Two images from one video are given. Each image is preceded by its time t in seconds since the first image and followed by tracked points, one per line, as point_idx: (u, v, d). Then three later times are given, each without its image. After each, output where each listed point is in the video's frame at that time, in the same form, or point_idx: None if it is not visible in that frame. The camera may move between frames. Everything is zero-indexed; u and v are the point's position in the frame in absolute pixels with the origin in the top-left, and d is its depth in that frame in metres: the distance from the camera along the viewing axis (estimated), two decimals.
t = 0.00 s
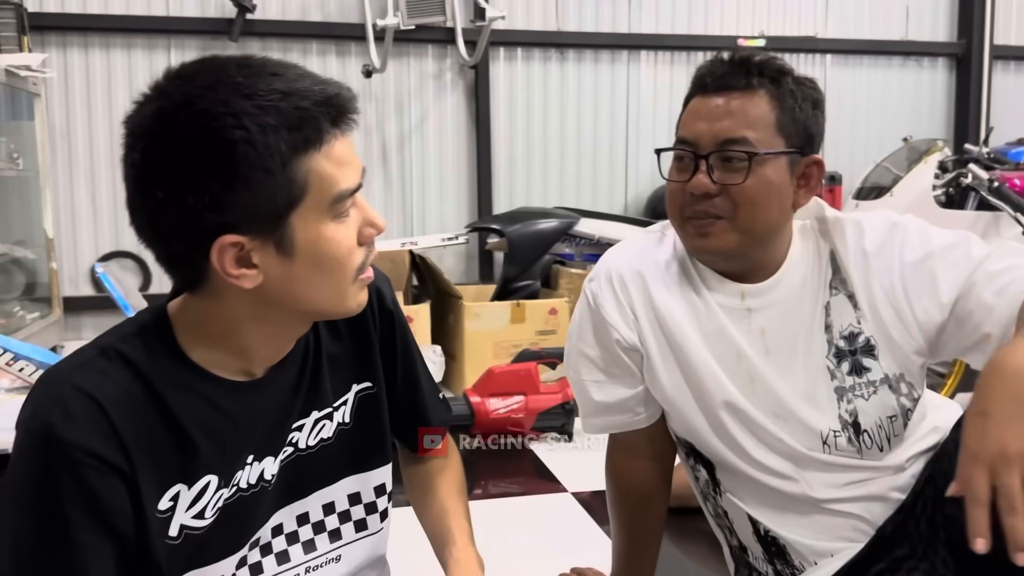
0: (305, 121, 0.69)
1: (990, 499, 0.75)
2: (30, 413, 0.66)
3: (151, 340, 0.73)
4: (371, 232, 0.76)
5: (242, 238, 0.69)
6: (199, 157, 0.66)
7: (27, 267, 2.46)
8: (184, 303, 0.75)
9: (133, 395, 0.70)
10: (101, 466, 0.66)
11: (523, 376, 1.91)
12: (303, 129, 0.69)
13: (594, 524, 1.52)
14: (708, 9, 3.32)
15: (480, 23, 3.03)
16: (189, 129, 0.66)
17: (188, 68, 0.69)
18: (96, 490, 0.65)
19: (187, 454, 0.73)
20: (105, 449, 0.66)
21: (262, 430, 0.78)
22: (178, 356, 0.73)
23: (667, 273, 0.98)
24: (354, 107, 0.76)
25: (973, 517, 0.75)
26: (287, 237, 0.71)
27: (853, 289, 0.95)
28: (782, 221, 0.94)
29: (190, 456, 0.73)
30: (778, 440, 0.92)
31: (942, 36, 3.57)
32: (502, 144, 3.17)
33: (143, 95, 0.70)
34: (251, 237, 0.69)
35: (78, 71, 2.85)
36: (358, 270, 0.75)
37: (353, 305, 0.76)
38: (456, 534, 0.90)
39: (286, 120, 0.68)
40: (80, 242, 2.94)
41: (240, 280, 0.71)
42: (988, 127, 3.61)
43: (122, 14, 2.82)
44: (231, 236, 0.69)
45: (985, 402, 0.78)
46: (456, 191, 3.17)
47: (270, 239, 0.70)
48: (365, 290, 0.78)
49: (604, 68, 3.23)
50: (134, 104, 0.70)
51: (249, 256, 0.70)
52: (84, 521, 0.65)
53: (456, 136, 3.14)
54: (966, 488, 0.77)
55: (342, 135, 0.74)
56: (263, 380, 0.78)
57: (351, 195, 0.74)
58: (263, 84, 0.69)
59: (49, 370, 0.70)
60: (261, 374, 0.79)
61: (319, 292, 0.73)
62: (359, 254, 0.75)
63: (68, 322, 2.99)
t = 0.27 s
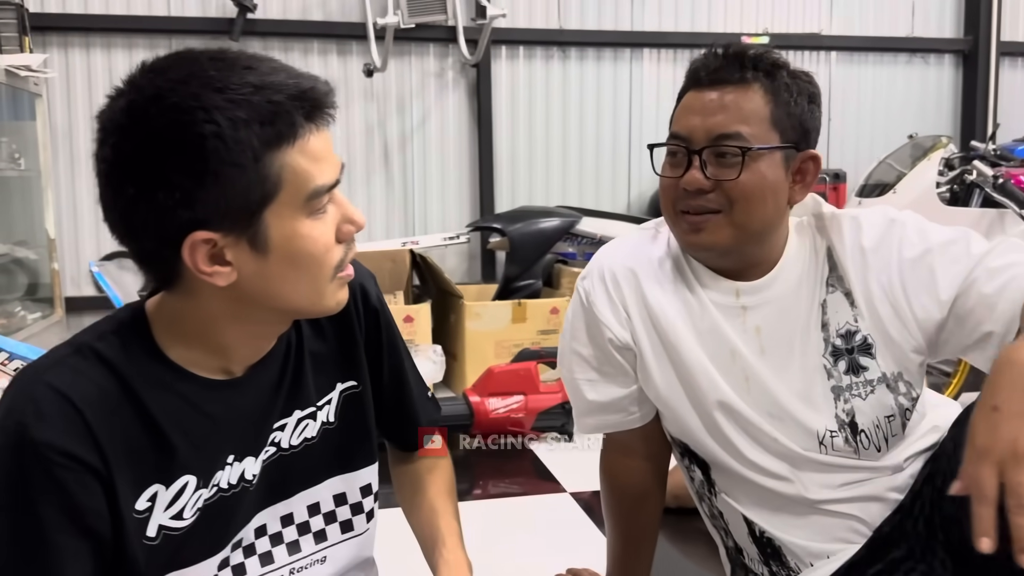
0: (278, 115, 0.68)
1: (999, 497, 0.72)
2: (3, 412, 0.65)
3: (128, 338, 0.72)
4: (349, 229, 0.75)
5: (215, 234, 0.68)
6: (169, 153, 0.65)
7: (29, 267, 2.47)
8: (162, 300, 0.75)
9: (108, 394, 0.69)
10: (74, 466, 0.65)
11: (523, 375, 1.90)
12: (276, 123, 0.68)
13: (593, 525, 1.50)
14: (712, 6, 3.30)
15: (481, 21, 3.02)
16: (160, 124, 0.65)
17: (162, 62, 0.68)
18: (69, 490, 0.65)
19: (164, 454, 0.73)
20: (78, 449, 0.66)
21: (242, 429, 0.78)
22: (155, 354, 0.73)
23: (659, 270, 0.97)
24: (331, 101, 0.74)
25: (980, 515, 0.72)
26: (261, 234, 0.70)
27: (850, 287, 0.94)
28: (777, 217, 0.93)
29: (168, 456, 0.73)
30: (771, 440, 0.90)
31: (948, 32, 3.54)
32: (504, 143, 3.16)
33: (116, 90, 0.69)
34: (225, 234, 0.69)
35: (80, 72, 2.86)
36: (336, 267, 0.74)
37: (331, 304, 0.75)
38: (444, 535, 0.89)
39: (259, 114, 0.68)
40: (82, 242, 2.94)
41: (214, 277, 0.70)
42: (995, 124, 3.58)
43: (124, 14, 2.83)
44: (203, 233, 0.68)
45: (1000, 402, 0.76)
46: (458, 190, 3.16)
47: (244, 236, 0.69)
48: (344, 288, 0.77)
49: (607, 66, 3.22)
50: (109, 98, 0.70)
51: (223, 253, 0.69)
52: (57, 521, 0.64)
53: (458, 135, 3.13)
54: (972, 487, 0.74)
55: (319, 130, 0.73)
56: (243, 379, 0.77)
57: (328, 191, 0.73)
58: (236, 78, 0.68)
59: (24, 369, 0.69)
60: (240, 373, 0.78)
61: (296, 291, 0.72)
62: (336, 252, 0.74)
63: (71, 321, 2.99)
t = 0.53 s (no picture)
0: (263, 110, 0.68)
1: (960, 483, 0.73)
2: None
3: (117, 337, 0.72)
4: (340, 225, 0.75)
5: (200, 231, 0.68)
6: (153, 148, 0.65)
7: (36, 268, 2.48)
8: (152, 298, 0.74)
9: (97, 393, 0.69)
10: (62, 465, 0.65)
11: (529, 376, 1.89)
12: (261, 118, 0.68)
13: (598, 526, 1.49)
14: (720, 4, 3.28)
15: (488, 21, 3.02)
16: (143, 118, 0.65)
17: (148, 56, 0.68)
18: (57, 490, 0.65)
19: (154, 453, 0.72)
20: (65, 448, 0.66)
21: (234, 429, 0.77)
22: (145, 352, 0.72)
23: (657, 269, 0.96)
24: (320, 97, 0.74)
25: (938, 500, 0.74)
26: (248, 230, 0.70)
27: (852, 285, 0.93)
28: (779, 213, 0.92)
29: (158, 455, 0.72)
30: (773, 441, 0.89)
31: (960, 30, 3.50)
32: (511, 143, 3.15)
33: (102, 84, 0.69)
34: (210, 230, 0.68)
35: (88, 73, 2.87)
36: (326, 264, 0.74)
37: (321, 301, 0.75)
38: (444, 538, 0.88)
39: (244, 108, 0.67)
40: (90, 242, 2.96)
41: (200, 274, 0.70)
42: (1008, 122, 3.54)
43: (131, 15, 2.84)
44: (187, 229, 0.68)
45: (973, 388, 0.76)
46: (464, 189, 3.16)
47: (230, 232, 0.69)
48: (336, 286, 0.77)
49: (614, 65, 3.20)
50: (95, 93, 0.69)
51: (209, 250, 0.69)
52: (45, 521, 0.64)
53: (465, 135, 3.12)
54: (936, 470, 0.75)
55: (307, 126, 0.72)
56: (233, 378, 0.77)
57: (317, 188, 0.73)
58: (221, 72, 0.68)
59: (12, 367, 0.69)
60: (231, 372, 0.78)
61: (284, 288, 0.72)
62: (326, 249, 0.73)
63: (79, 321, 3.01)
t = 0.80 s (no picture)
0: (266, 109, 0.68)
1: (993, 493, 0.79)
2: (8, 410, 0.66)
3: (132, 338, 0.73)
4: (351, 228, 0.74)
5: (204, 229, 0.69)
6: (158, 146, 0.66)
7: (53, 269, 2.51)
8: (168, 298, 0.76)
9: (113, 394, 0.70)
10: (78, 466, 0.66)
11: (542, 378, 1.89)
12: (264, 116, 0.68)
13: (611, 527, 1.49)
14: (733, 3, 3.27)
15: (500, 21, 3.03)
16: (150, 116, 0.66)
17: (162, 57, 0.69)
18: (73, 490, 0.66)
19: (169, 454, 0.73)
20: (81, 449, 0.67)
21: (248, 430, 0.78)
22: (161, 352, 0.73)
23: (670, 270, 0.96)
24: (333, 97, 0.75)
25: (973, 512, 0.79)
26: (252, 229, 0.70)
27: (868, 285, 0.92)
28: (793, 213, 0.92)
29: (172, 456, 0.73)
30: (787, 443, 0.89)
31: (977, 29, 3.48)
32: (524, 144, 3.16)
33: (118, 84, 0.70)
34: (214, 228, 0.69)
35: (104, 75, 2.90)
36: (335, 266, 0.74)
37: (330, 304, 0.75)
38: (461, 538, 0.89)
39: (247, 107, 0.68)
40: (106, 244, 2.99)
41: (205, 272, 0.71)
42: None
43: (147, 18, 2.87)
44: (191, 228, 0.69)
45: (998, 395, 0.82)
46: (477, 190, 3.16)
47: (234, 231, 0.70)
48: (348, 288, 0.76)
49: (627, 65, 3.20)
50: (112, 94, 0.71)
51: (213, 248, 0.70)
52: (61, 521, 0.65)
53: (477, 136, 3.13)
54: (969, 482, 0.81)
55: (316, 126, 0.72)
56: (248, 378, 0.78)
57: (325, 188, 0.72)
58: (227, 71, 0.68)
59: (29, 368, 0.70)
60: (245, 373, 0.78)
61: (290, 289, 0.72)
62: (335, 251, 0.73)
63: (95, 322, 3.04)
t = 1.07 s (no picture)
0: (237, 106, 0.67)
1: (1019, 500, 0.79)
2: (29, 405, 0.67)
3: (150, 334, 0.74)
4: (337, 242, 0.71)
5: (184, 219, 0.70)
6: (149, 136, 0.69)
7: (69, 271, 2.53)
8: (187, 297, 0.77)
9: (130, 390, 0.71)
10: (98, 459, 0.67)
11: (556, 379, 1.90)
12: (236, 113, 0.68)
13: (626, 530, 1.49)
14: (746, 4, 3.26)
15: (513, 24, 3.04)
16: (149, 105, 0.69)
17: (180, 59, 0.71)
18: (95, 484, 0.66)
19: (184, 448, 0.74)
20: (100, 442, 0.67)
21: (265, 429, 0.79)
22: (180, 351, 0.74)
23: (685, 272, 0.96)
24: (346, 100, 0.75)
25: (998, 518, 0.79)
26: (222, 224, 0.69)
27: (885, 288, 0.92)
28: (810, 215, 0.92)
29: (188, 451, 0.74)
30: (805, 445, 0.89)
31: (992, 29, 3.45)
32: (536, 146, 3.16)
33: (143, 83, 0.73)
34: (191, 219, 0.70)
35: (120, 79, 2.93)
36: (315, 278, 0.71)
37: (306, 314, 0.72)
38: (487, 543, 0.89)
39: (223, 103, 0.68)
40: (122, 246, 3.01)
41: (187, 260, 0.72)
42: None
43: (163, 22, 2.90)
44: (171, 215, 0.70)
45: None
46: (489, 192, 3.17)
47: (207, 224, 0.70)
48: (333, 302, 0.73)
49: (640, 67, 3.20)
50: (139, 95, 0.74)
51: (191, 237, 0.71)
52: (83, 515, 0.66)
53: (490, 138, 3.14)
54: (993, 487, 0.81)
55: (312, 130, 0.70)
56: (264, 377, 0.79)
57: (312, 196, 0.70)
58: (221, 68, 0.70)
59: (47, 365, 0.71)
60: (257, 372, 0.79)
61: (262, 291, 0.71)
62: (315, 261, 0.70)
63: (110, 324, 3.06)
